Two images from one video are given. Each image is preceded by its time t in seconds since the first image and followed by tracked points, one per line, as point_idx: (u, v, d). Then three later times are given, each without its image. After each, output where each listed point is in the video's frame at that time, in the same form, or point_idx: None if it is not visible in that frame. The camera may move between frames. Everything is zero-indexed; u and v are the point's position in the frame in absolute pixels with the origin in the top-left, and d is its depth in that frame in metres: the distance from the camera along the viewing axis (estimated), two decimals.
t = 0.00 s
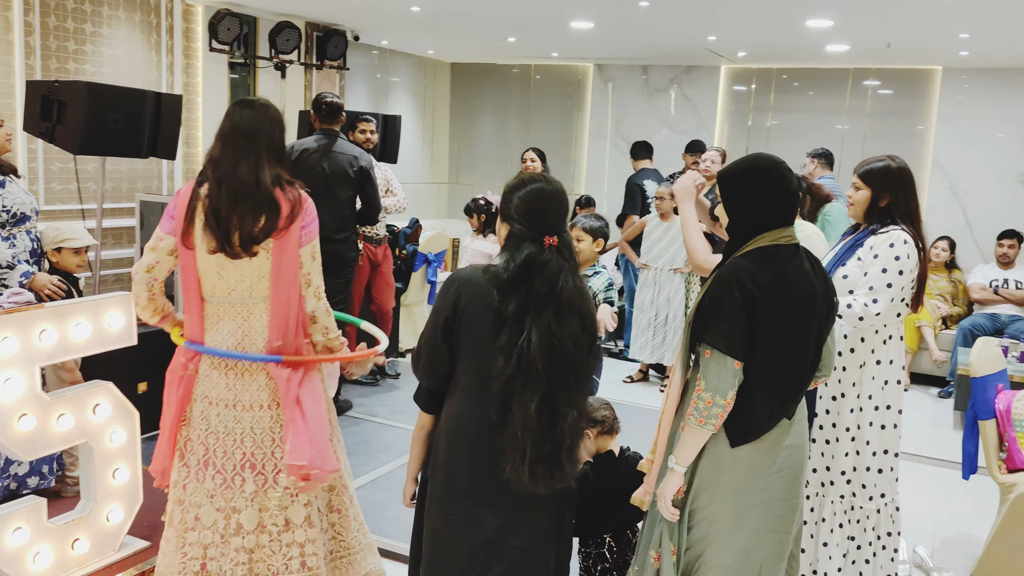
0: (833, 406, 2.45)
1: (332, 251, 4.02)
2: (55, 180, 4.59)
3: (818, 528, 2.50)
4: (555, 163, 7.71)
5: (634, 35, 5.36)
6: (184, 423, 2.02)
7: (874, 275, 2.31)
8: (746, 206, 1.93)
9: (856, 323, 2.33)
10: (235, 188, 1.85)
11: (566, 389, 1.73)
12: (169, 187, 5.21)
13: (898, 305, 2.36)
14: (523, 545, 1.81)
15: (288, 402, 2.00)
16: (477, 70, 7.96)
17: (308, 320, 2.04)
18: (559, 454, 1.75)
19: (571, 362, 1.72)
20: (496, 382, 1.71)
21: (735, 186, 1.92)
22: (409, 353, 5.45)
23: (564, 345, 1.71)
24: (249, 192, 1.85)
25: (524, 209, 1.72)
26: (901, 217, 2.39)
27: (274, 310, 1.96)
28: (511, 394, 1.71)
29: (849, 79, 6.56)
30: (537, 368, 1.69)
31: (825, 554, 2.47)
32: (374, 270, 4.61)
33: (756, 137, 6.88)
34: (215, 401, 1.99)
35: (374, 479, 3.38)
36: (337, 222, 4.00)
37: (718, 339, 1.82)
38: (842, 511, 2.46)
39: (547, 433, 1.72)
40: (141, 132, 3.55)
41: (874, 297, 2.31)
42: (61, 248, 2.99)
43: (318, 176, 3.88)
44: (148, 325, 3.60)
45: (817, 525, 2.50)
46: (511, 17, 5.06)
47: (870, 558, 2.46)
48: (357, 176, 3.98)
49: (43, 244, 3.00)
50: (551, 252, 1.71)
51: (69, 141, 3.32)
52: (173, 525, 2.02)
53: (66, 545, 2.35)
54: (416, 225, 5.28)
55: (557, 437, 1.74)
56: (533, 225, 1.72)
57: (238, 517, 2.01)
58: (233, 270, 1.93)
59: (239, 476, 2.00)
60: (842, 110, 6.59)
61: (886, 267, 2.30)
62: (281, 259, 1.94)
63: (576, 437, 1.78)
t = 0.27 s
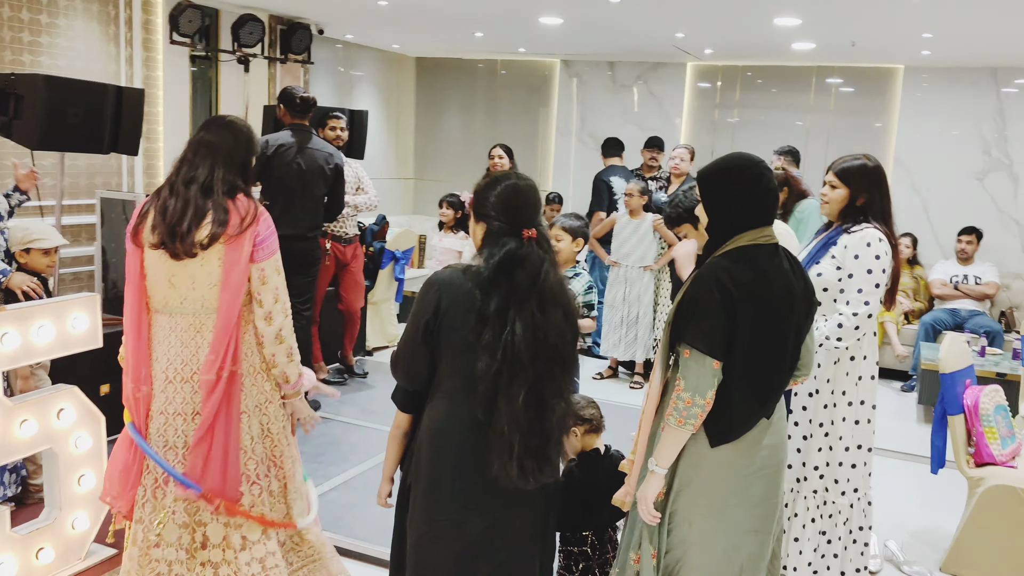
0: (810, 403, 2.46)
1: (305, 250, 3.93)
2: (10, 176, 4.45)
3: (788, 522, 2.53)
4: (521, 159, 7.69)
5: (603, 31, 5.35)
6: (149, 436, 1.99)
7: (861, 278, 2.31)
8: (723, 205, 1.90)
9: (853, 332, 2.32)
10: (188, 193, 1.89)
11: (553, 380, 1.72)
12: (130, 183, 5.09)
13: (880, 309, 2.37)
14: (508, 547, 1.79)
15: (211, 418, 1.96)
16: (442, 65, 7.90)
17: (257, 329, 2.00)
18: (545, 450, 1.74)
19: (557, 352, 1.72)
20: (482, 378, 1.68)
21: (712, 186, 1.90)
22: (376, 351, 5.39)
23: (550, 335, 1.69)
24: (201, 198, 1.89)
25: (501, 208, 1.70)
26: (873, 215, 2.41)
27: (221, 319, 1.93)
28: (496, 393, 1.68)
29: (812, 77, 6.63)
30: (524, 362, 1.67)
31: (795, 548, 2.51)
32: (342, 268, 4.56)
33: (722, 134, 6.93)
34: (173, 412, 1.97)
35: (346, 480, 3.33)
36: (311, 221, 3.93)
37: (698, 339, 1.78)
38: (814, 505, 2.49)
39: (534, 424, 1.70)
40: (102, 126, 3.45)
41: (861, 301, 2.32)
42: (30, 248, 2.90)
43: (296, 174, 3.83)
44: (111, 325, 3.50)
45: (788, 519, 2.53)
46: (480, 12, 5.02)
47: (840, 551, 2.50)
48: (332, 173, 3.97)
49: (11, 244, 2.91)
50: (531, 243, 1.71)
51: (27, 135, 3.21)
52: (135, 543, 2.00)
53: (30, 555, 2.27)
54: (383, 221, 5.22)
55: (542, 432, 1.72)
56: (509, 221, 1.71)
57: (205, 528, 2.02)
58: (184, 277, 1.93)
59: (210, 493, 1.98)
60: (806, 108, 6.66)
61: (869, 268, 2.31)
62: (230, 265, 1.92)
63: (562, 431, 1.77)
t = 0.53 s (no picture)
0: (796, 398, 2.49)
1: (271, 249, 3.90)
2: None
3: (778, 517, 2.56)
4: (497, 155, 7.68)
5: (580, 27, 5.35)
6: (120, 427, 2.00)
7: (852, 271, 2.35)
8: (703, 201, 1.87)
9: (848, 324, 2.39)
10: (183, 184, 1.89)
11: (545, 368, 1.71)
12: (102, 181, 5.02)
13: (872, 303, 2.43)
14: (502, 543, 1.78)
15: (151, 412, 1.89)
16: (417, 60, 7.86)
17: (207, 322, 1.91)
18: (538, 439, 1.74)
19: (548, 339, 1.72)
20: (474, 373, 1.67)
21: (692, 182, 1.87)
22: (354, 350, 5.36)
23: (540, 322, 1.70)
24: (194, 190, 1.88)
25: (482, 205, 1.71)
26: (856, 209, 2.41)
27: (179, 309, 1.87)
28: (489, 385, 1.67)
29: (786, 73, 6.68)
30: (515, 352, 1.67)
31: (784, 541, 2.54)
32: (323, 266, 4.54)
33: (698, 129, 6.96)
34: (141, 406, 1.94)
35: (329, 481, 3.31)
36: (277, 220, 3.90)
37: (682, 336, 1.77)
38: (801, 498, 2.52)
39: (528, 412, 1.71)
40: (75, 124, 3.39)
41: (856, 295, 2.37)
42: (14, 251, 2.85)
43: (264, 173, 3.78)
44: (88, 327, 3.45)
45: (777, 514, 2.56)
46: (457, 8, 5.00)
47: (828, 543, 2.52)
48: (298, 171, 3.93)
49: None
50: (512, 235, 1.72)
51: None
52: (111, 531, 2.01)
53: (10, 562, 2.22)
54: (361, 218, 5.18)
55: (535, 420, 1.73)
56: (488, 216, 1.71)
57: (170, 523, 1.99)
58: (156, 263, 1.90)
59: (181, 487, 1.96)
60: (780, 103, 6.71)
61: (856, 261, 2.34)
62: (203, 259, 1.87)
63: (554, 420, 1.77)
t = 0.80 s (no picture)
0: (788, 393, 2.50)
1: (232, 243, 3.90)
2: None
3: (771, 513, 2.56)
4: (472, 151, 7.66)
5: (557, 23, 5.35)
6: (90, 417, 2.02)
7: (832, 269, 2.36)
8: (680, 195, 1.80)
9: (820, 318, 2.36)
10: (168, 166, 1.98)
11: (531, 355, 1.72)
12: (72, 179, 4.93)
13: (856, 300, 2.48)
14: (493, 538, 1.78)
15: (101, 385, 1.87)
16: (391, 55, 7.81)
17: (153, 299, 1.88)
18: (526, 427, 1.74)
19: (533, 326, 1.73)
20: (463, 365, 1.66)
21: (669, 175, 1.80)
22: (330, 347, 5.32)
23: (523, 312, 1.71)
24: (176, 171, 1.96)
25: (451, 201, 1.71)
26: (840, 203, 2.44)
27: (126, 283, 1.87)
28: (478, 374, 1.66)
29: (760, 70, 6.73)
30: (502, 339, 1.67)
31: (778, 536, 2.54)
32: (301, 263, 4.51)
33: (673, 125, 6.99)
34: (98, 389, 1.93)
35: (309, 480, 3.28)
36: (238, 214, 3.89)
37: (660, 331, 1.70)
38: (795, 493, 2.53)
39: (518, 399, 1.71)
40: (46, 121, 3.32)
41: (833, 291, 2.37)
42: (13, 260, 2.79)
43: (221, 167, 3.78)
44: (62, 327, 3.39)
45: (771, 510, 2.56)
46: (434, 4, 4.97)
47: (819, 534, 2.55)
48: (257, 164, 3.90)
49: None
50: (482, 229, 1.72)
51: None
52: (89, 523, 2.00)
53: None
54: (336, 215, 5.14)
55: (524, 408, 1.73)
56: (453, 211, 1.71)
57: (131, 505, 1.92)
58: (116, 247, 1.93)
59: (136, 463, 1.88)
60: (753, 99, 6.76)
61: (838, 256, 2.36)
62: (156, 231, 1.88)
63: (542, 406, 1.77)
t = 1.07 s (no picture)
0: (770, 394, 2.53)
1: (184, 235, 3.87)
2: None
3: (762, 513, 2.60)
4: (442, 147, 7.63)
5: (527, 19, 5.34)
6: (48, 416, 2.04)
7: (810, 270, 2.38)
8: (652, 195, 1.80)
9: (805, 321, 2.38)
10: (136, 156, 2.03)
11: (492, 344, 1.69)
12: (34, 174, 4.83)
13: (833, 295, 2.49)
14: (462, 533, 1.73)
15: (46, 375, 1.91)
16: (360, 50, 7.75)
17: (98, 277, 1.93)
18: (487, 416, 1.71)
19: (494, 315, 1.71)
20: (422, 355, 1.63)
21: (639, 176, 1.80)
22: (299, 345, 5.27)
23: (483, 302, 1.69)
24: (141, 160, 2.02)
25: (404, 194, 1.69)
26: (813, 203, 2.48)
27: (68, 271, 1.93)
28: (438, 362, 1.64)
29: (729, 67, 6.77)
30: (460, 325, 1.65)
31: (771, 535, 2.58)
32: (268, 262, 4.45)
33: (643, 122, 7.02)
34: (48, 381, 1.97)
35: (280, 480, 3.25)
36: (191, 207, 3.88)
37: (634, 326, 1.69)
38: (784, 491, 2.57)
39: (481, 387, 1.69)
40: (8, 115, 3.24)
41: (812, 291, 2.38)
42: None
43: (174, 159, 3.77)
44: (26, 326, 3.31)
45: (761, 510, 2.60)
46: None
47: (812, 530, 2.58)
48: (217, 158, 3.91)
49: None
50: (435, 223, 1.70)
51: None
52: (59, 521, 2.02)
53: None
54: (305, 212, 5.09)
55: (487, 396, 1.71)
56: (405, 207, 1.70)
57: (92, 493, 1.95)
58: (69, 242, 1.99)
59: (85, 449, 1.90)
60: (722, 96, 6.81)
61: (813, 256, 2.38)
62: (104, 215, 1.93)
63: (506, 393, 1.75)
